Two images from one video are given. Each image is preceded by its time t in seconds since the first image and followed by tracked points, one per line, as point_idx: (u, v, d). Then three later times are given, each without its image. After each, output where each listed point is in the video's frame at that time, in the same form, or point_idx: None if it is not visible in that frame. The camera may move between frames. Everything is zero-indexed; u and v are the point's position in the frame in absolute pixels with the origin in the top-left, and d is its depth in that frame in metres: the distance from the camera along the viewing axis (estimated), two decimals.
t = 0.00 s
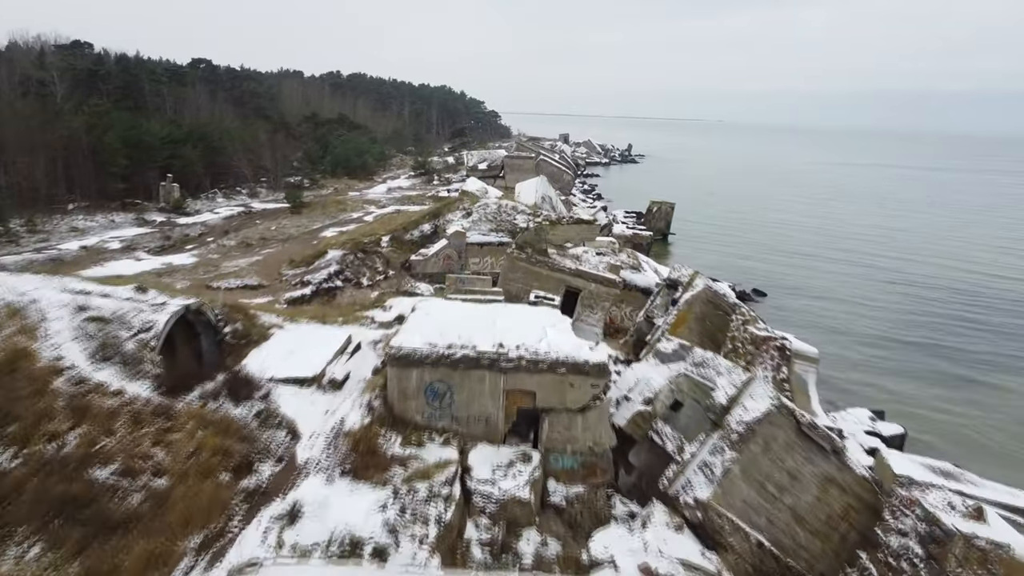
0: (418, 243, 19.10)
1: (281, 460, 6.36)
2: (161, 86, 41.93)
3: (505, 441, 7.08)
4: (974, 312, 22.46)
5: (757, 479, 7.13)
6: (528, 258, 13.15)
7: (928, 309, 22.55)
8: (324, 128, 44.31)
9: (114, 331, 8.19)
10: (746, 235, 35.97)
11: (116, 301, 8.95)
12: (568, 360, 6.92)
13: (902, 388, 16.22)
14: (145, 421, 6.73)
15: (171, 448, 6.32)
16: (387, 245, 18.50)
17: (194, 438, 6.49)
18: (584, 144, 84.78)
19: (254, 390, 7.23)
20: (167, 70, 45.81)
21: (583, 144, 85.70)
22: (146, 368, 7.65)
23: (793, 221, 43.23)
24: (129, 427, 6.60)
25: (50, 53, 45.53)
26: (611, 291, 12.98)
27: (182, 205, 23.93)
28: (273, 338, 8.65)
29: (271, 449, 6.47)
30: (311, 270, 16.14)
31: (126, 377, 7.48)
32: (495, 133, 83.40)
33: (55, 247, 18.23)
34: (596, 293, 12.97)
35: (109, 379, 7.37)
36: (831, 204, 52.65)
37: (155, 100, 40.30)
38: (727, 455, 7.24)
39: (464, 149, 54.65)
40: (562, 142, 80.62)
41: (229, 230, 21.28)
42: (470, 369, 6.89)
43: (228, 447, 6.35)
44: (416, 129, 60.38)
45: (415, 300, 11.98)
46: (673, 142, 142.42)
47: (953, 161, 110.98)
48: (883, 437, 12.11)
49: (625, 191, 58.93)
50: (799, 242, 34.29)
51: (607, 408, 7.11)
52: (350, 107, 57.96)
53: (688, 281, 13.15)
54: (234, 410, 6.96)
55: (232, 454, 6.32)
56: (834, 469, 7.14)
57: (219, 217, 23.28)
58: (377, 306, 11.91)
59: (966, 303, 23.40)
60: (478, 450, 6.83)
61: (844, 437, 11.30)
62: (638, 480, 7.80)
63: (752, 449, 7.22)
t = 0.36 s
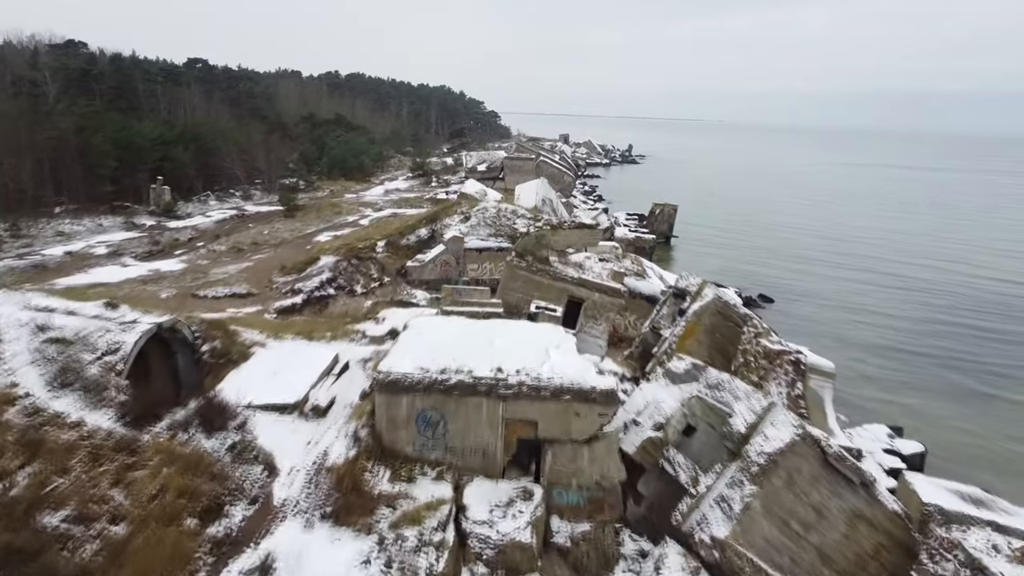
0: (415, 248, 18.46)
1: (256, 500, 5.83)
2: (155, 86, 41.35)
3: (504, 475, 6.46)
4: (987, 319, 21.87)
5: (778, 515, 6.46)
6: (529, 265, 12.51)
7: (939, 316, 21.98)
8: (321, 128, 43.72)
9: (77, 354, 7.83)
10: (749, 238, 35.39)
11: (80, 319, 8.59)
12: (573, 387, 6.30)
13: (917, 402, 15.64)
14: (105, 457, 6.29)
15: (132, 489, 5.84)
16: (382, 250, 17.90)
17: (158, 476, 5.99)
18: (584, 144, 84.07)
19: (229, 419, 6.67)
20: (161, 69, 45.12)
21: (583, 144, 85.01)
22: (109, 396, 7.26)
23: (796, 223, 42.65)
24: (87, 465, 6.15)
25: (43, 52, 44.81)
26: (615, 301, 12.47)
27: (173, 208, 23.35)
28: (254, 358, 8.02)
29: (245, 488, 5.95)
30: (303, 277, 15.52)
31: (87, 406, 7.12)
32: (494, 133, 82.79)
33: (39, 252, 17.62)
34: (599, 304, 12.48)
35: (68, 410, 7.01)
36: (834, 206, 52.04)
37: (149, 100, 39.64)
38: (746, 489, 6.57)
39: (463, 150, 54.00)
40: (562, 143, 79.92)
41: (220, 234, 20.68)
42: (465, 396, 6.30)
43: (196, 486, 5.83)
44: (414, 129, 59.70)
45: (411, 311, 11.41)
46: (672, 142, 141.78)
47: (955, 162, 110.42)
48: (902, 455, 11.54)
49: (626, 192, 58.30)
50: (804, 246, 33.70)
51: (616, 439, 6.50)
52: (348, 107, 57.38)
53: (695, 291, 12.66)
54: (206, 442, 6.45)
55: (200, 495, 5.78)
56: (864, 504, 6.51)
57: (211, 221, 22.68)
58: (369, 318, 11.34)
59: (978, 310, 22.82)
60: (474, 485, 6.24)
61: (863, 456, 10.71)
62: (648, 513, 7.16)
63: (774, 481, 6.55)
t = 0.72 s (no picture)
0: (411, 253, 17.81)
1: (222, 552, 5.21)
2: (149, 85, 40.73)
3: (502, 517, 5.82)
4: (1000, 329, 21.26)
5: (806, 560, 5.78)
6: (529, 275, 11.82)
7: (950, 325, 21.37)
8: (318, 129, 43.07)
9: (29, 382, 6.91)
10: (753, 241, 34.76)
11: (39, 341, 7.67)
12: (579, 421, 5.67)
13: (934, 417, 15.00)
14: (52, 503, 5.40)
15: (82, 542, 5.00)
16: (377, 256, 17.27)
17: (112, 526, 5.17)
18: (584, 144, 83.45)
19: (197, 455, 6.11)
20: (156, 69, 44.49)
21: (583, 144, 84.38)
22: (64, 431, 6.39)
23: (800, 226, 42.05)
24: (31, 513, 5.24)
25: (36, 51, 44.14)
26: (620, 313, 11.74)
27: (163, 211, 22.72)
28: (228, 382, 7.37)
29: (211, 538, 5.32)
30: (293, 286, 14.86)
31: (38, 443, 6.23)
32: (494, 133, 82.12)
33: (20, 259, 16.96)
34: (604, 315, 11.74)
35: (15, 447, 6.14)
36: (837, 209, 51.44)
37: (142, 100, 38.97)
38: (769, 531, 5.97)
39: (462, 151, 53.38)
40: (562, 143, 79.29)
41: (210, 239, 20.01)
42: (460, 431, 5.66)
43: (154, 540, 5.08)
44: (413, 130, 59.08)
45: (404, 325, 10.82)
46: (672, 142, 141.23)
47: (956, 164, 109.86)
48: (923, 476, 10.91)
49: (626, 193, 57.68)
50: (809, 249, 33.07)
51: (627, 477, 5.85)
52: (345, 107, 56.74)
53: (705, 301, 11.93)
54: (170, 485, 5.77)
55: (158, 548, 5.05)
56: (898, 548, 5.62)
57: (202, 225, 22.05)
58: (359, 331, 10.75)
59: (989, 319, 22.22)
60: (469, 528, 5.58)
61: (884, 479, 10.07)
62: (658, 551, 6.67)
63: (801, 524, 5.85)
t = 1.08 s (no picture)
0: (407, 260, 17.18)
1: None
2: (143, 86, 40.14)
3: (500, 569, 5.19)
4: (1015, 337, 20.62)
5: None
6: (530, 286, 11.20)
7: (962, 333, 20.77)
8: (314, 129, 42.44)
9: None
10: (756, 244, 34.14)
11: None
12: (588, 463, 5.06)
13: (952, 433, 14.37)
14: None
15: None
16: (371, 262, 16.64)
17: None
18: (584, 145, 82.82)
19: (157, 501, 5.47)
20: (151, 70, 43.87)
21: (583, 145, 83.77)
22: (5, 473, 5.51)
23: (803, 229, 41.46)
24: None
25: (29, 50, 43.48)
26: (626, 325, 11.11)
27: (153, 215, 22.08)
28: (201, 411, 6.73)
29: None
30: (282, 295, 14.22)
31: None
32: (493, 133, 81.52)
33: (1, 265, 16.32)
34: (608, 328, 11.11)
35: None
36: (841, 211, 50.84)
37: (136, 101, 38.33)
38: None
39: (461, 152, 52.79)
40: (562, 144, 78.69)
41: (200, 244, 19.37)
42: (453, 474, 5.03)
43: None
44: (412, 131, 58.47)
45: (397, 340, 10.20)
46: (673, 142, 140.56)
47: (958, 165, 109.32)
48: (949, 500, 10.28)
49: (627, 195, 57.06)
50: (813, 253, 32.46)
51: (641, 525, 5.22)
52: (343, 108, 56.17)
53: (715, 313, 11.35)
54: (124, 538, 5.14)
55: None
56: None
57: (192, 229, 21.41)
58: (348, 347, 10.09)
59: (1003, 327, 21.59)
60: None
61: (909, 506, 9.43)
62: None
63: None
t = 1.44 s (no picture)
0: (402, 266, 16.50)
1: None
2: (137, 85, 39.54)
3: None
4: None
5: None
6: (531, 297, 10.57)
7: (975, 340, 20.15)
8: (311, 129, 41.81)
9: None
10: (759, 248, 33.50)
11: None
12: (599, 517, 4.43)
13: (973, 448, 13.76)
14: None
15: None
16: (365, 269, 15.98)
17: None
18: (584, 145, 82.16)
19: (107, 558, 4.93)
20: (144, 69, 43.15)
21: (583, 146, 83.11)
22: None
23: (807, 232, 40.86)
24: None
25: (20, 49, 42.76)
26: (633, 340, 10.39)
27: (141, 219, 21.45)
28: (167, 448, 6.16)
29: None
30: (271, 304, 13.56)
31: None
32: (492, 133, 80.88)
33: None
34: (614, 343, 10.42)
35: None
36: (845, 212, 50.23)
37: (129, 101, 37.65)
38: None
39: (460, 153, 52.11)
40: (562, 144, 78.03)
41: (188, 249, 18.69)
42: (442, 530, 4.38)
43: None
44: (410, 132, 57.79)
45: (388, 357, 9.50)
46: (673, 142, 140.03)
47: (960, 165, 108.73)
48: (978, 528, 9.66)
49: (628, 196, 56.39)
50: (819, 257, 31.82)
51: None
52: (340, 108, 55.55)
53: (727, 327, 10.74)
54: None
55: None
56: None
57: (182, 234, 20.76)
58: (335, 365, 9.41)
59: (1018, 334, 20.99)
60: None
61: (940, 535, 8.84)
62: None
63: None
